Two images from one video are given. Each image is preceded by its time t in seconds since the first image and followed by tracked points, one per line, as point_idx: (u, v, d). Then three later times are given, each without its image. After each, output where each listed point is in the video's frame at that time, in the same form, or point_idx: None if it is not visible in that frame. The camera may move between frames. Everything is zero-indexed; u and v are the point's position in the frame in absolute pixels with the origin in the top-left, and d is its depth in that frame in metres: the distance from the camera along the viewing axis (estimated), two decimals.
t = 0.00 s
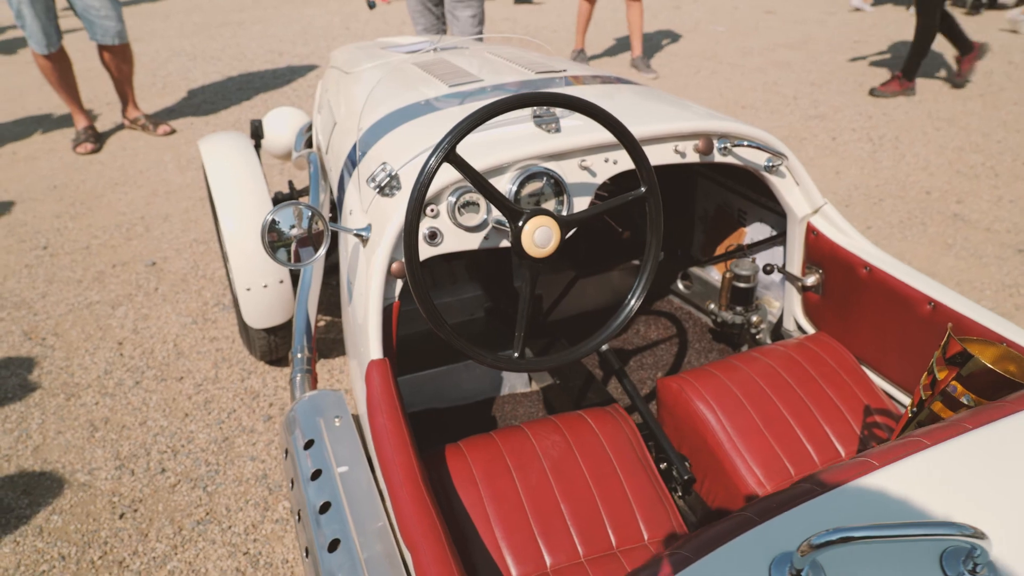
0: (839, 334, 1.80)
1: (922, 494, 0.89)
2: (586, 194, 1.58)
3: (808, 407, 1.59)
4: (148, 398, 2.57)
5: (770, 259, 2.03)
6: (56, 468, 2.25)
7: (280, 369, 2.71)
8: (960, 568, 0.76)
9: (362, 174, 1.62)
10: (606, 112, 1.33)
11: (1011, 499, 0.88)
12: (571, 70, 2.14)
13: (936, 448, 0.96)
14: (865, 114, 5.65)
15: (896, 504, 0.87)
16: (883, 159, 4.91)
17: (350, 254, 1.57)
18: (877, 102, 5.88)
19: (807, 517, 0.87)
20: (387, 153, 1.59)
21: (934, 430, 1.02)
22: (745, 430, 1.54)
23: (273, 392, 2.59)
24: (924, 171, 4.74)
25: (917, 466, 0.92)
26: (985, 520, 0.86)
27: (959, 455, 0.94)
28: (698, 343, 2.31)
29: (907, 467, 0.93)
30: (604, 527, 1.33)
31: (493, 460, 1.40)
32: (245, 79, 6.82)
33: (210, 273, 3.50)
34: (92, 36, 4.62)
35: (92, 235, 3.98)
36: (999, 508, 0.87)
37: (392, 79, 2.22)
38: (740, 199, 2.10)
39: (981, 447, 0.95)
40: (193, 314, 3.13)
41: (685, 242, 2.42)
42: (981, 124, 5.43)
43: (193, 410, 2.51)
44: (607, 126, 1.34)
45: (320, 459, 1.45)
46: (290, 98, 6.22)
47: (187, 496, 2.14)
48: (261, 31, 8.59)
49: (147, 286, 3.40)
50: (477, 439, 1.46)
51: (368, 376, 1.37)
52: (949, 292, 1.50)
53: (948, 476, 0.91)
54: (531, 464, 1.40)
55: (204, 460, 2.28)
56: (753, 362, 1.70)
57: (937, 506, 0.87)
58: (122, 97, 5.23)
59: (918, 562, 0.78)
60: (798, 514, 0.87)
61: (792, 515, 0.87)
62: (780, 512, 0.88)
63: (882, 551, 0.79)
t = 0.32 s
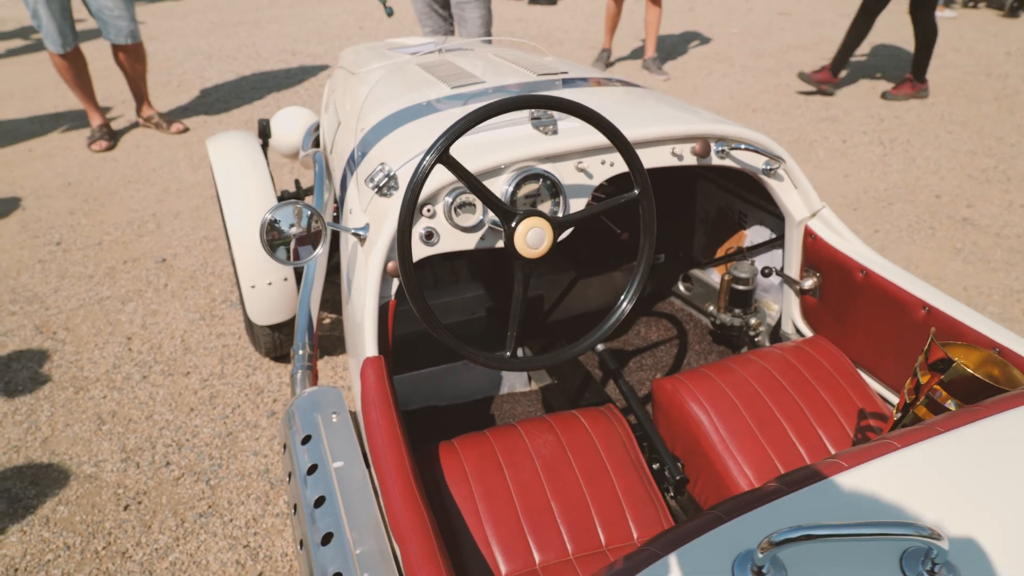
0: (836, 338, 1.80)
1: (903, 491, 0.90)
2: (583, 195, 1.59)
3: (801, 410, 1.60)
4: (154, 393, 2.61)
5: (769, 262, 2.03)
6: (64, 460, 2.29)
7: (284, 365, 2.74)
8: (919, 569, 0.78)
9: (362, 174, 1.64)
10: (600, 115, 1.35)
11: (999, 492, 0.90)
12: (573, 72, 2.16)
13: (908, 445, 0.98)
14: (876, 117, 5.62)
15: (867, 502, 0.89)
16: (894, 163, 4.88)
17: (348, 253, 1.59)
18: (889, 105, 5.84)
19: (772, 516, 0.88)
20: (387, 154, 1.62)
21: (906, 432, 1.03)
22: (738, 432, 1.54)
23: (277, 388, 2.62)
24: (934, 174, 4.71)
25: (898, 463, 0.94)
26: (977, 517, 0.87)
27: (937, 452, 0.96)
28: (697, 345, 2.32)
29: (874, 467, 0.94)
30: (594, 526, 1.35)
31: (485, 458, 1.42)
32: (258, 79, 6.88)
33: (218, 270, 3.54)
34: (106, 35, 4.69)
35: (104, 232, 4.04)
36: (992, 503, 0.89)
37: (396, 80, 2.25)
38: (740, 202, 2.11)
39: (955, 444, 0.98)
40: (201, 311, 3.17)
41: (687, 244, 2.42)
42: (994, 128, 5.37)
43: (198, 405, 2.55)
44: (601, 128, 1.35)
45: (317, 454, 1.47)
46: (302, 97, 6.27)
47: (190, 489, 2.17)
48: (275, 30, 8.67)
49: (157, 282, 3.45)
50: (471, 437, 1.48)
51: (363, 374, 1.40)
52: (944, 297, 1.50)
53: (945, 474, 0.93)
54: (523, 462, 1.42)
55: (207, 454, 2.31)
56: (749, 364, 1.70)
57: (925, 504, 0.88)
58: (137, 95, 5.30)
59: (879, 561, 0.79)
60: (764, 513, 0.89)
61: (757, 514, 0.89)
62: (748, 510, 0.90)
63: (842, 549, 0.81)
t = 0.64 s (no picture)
0: (829, 337, 1.80)
1: (897, 489, 0.91)
2: (575, 192, 1.60)
3: (792, 409, 1.60)
4: (157, 385, 2.64)
5: (766, 261, 2.03)
6: (65, 450, 2.33)
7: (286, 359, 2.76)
8: (874, 561, 0.78)
9: (357, 170, 1.66)
10: (590, 112, 1.36)
11: (998, 491, 0.91)
12: (571, 70, 2.17)
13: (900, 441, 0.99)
14: (886, 118, 5.58)
15: (849, 496, 0.90)
16: (902, 164, 4.84)
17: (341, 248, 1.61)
18: (900, 106, 5.80)
19: (734, 504, 0.90)
20: (382, 150, 1.63)
21: (875, 428, 1.04)
22: (728, 430, 1.54)
23: (277, 382, 2.64)
24: (943, 176, 4.67)
25: (895, 461, 0.95)
26: (979, 516, 0.88)
27: (932, 450, 0.97)
28: (694, 343, 2.32)
29: (846, 462, 0.95)
30: (579, 521, 1.35)
31: (473, 452, 1.43)
32: (269, 76, 6.93)
33: (223, 265, 3.58)
34: (116, 33, 4.74)
35: (112, 226, 4.08)
36: (994, 503, 0.90)
37: (396, 77, 2.27)
38: (736, 200, 2.11)
39: (947, 441, 0.99)
40: (205, 305, 3.20)
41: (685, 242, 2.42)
42: (1006, 130, 5.31)
43: (199, 397, 2.57)
44: (591, 126, 1.36)
45: (309, 447, 1.46)
46: (312, 94, 6.30)
47: (189, 480, 2.19)
48: (287, 28, 8.73)
49: (163, 276, 3.49)
50: (460, 431, 1.49)
51: (352, 367, 1.42)
52: (935, 297, 1.50)
53: (946, 474, 0.93)
54: (510, 456, 1.43)
55: (207, 446, 2.33)
56: (741, 363, 1.70)
57: (925, 504, 0.89)
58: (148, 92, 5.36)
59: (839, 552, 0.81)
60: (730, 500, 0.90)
61: (716, 504, 0.90)
62: (705, 501, 0.91)
63: (799, 539, 0.82)
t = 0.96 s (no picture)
0: (823, 334, 1.79)
1: (887, 483, 0.90)
2: (566, 186, 1.59)
3: (782, 405, 1.59)
4: (156, 377, 2.66)
5: (762, 258, 2.01)
6: (64, 441, 2.35)
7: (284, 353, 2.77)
8: (834, 553, 0.79)
9: (349, 162, 1.66)
10: (579, 105, 1.35)
11: (986, 486, 0.90)
12: (568, 66, 2.16)
13: (891, 435, 0.97)
14: (895, 117, 5.53)
15: (842, 489, 0.89)
16: (909, 163, 4.80)
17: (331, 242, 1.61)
18: (910, 106, 5.74)
19: (699, 492, 0.90)
20: (374, 144, 1.64)
21: (845, 420, 1.04)
22: (717, 426, 1.54)
23: (275, 375, 2.65)
24: (951, 176, 4.62)
25: (885, 453, 0.94)
26: (973, 514, 0.86)
27: (921, 442, 0.96)
28: (691, 340, 2.30)
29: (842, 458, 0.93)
30: (564, 515, 1.35)
31: (459, 444, 1.43)
32: (277, 73, 6.96)
33: (226, 259, 3.59)
34: (123, 29, 4.77)
35: (118, 220, 4.11)
36: (985, 500, 0.88)
37: (394, 71, 2.27)
38: (733, 197, 2.10)
39: (939, 435, 0.97)
40: (206, 299, 3.22)
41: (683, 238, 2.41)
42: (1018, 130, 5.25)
43: (198, 390, 2.59)
44: (579, 119, 1.36)
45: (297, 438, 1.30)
46: (319, 91, 6.32)
47: (185, 471, 2.21)
48: (297, 26, 8.75)
49: (166, 270, 3.51)
50: (447, 423, 1.50)
51: (339, 358, 1.44)
52: (928, 293, 1.49)
53: (932, 467, 0.92)
54: (496, 449, 1.43)
55: (203, 438, 2.35)
56: (733, 359, 1.69)
57: (914, 497, 0.88)
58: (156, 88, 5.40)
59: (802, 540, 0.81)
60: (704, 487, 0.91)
61: (682, 492, 0.90)
62: (672, 492, 0.92)
63: (760, 525, 0.83)
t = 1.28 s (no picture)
0: (809, 331, 1.79)
1: (890, 484, 0.87)
2: (550, 181, 1.60)
3: (765, 401, 1.60)
4: (151, 371, 2.68)
5: (750, 255, 2.02)
6: (58, 433, 2.37)
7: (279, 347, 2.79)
8: (778, 540, 0.79)
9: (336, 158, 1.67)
10: (560, 101, 1.36)
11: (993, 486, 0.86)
12: (559, 63, 2.17)
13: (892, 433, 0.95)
14: (897, 117, 5.50)
15: (849, 492, 0.86)
16: (910, 163, 4.77)
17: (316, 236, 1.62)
18: (913, 105, 5.72)
19: (651, 482, 0.91)
20: (360, 140, 1.65)
21: (803, 412, 1.03)
22: (700, 422, 1.54)
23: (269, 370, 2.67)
24: (952, 176, 4.60)
25: (885, 454, 0.91)
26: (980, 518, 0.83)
27: (914, 438, 0.94)
28: (681, 337, 2.31)
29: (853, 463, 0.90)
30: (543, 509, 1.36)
31: (440, 437, 1.44)
32: (281, 71, 6.99)
33: (224, 255, 3.62)
34: (127, 26, 4.80)
35: (118, 216, 4.14)
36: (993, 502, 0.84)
37: (388, 68, 2.29)
38: (722, 194, 2.10)
39: (943, 435, 0.94)
40: (204, 294, 3.24)
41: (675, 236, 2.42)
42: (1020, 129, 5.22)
43: (192, 383, 2.61)
44: (560, 115, 1.37)
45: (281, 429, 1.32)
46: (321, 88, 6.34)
47: (177, 464, 2.23)
48: (301, 24, 8.78)
49: (164, 265, 3.54)
50: (430, 417, 1.51)
51: (322, 351, 1.46)
52: (911, 290, 1.49)
53: (931, 467, 0.89)
54: (477, 443, 1.44)
55: (196, 431, 2.37)
56: (720, 356, 1.69)
57: (916, 498, 0.85)
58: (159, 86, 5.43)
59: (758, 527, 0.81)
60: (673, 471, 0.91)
61: (637, 482, 0.91)
62: (626, 480, 0.93)
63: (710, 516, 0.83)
